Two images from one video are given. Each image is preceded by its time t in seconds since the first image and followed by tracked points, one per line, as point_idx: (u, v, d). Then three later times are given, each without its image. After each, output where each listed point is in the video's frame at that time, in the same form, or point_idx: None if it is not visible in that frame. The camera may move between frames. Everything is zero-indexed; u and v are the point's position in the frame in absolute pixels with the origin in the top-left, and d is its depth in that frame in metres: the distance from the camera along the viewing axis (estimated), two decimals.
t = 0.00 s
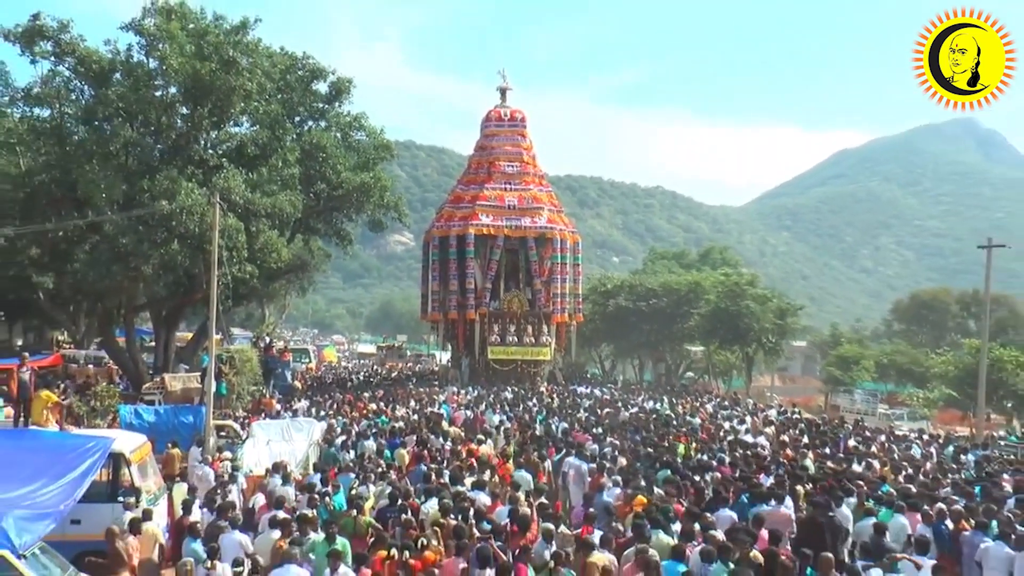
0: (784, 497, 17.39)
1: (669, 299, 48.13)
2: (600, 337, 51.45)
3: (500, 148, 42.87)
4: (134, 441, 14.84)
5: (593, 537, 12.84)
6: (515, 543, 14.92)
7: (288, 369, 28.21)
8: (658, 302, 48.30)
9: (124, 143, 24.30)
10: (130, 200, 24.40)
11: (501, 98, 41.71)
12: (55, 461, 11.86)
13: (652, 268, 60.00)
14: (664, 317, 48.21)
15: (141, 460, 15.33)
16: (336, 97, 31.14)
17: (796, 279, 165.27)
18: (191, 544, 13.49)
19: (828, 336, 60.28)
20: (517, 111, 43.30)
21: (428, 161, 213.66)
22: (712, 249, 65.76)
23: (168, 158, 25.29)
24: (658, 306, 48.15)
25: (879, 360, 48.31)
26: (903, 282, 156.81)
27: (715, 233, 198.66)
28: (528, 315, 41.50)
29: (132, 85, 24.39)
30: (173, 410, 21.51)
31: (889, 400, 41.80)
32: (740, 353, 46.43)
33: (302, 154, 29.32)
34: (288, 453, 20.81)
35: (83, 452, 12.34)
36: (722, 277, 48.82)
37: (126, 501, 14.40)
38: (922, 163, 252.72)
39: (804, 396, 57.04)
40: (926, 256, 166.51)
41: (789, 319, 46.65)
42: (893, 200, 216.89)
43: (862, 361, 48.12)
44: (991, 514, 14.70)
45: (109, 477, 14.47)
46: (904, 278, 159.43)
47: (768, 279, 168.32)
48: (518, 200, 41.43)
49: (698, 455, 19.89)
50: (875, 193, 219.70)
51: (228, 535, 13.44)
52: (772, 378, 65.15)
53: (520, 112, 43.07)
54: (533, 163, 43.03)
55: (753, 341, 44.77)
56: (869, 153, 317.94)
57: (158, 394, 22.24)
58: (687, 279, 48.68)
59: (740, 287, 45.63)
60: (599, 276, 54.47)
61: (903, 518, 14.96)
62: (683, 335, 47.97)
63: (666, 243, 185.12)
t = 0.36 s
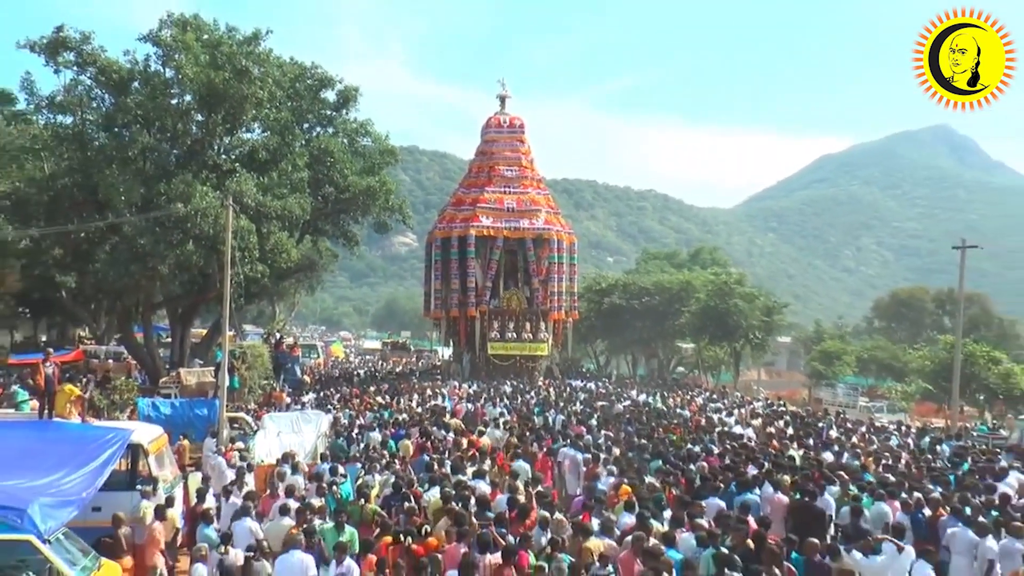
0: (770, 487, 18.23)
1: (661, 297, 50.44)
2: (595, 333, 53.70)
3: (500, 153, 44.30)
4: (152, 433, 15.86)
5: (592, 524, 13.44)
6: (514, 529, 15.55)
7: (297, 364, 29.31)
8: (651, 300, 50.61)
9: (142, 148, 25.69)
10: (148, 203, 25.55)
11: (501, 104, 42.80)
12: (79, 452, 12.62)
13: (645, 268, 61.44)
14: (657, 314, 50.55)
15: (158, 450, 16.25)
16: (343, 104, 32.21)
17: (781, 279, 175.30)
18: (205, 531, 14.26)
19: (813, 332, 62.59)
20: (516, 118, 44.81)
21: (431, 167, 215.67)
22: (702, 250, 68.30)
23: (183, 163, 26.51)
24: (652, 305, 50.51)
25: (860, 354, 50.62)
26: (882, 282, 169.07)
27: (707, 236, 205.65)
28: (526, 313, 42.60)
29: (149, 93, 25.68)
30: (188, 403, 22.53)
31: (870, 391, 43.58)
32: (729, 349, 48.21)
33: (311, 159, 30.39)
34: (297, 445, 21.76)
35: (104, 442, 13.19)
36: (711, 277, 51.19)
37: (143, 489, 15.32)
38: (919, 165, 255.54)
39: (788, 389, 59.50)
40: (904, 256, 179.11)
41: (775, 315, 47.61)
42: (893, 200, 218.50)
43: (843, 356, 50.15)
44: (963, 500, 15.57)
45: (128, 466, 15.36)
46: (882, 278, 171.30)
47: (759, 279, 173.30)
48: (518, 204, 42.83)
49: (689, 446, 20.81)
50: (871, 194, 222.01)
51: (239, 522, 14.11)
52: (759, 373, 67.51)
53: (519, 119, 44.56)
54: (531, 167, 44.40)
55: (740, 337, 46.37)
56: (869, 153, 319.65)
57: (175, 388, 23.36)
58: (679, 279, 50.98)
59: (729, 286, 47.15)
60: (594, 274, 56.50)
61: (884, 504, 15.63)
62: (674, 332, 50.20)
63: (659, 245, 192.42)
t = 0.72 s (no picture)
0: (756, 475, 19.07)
1: (653, 293, 51.60)
2: (590, 329, 54.92)
3: (499, 154, 45.23)
4: (164, 424, 16.28)
5: (586, 509, 13.95)
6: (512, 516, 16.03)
7: (304, 357, 30.37)
8: (643, 295, 51.93)
9: (154, 149, 26.85)
10: (160, 202, 26.59)
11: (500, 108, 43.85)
12: (95, 441, 12.72)
13: (637, 265, 62.83)
14: (649, 309, 51.68)
15: (170, 440, 16.68)
16: (348, 108, 33.08)
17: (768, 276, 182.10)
18: (214, 516, 14.72)
19: (798, 327, 65.24)
20: (514, 120, 45.86)
21: (431, 167, 217.53)
22: (693, 249, 72.23)
23: (194, 163, 27.51)
24: (644, 299, 51.77)
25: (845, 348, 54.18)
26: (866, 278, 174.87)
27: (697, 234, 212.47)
28: (524, 308, 43.58)
29: (161, 96, 26.93)
30: (198, 394, 23.38)
31: (853, 384, 45.90)
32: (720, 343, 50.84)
33: (316, 159, 31.29)
34: (303, 434, 22.69)
35: (119, 432, 13.38)
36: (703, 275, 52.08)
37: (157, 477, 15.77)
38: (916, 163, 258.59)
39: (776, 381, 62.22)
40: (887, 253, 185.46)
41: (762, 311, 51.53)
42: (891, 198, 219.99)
43: (829, 350, 53.33)
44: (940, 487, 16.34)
45: (141, 455, 15.85)
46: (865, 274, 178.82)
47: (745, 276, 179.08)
48: (516, 203, 43.85)
49: (681, 435, 21.61)
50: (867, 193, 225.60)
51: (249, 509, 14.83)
52: (747, 365, 70.42)
53: (517, 121, 45.63)
54: (528, 167, 45.27)
55: (730, 332, 48.71)
56: (868, 151, 321.05)
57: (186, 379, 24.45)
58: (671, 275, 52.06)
59: (719, 281, 49.55)
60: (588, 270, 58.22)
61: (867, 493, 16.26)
62: (666, 326, 51.64)
63: (650, 242, 199.16)
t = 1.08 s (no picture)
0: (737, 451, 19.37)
1: (632, 275, 54.40)
2: (571, 309, 58.22)
3: (484, 142, 49.63)
4: (164, 401, 16.58)
5: (568, 482, 14.03)
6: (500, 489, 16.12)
7: (297, 337, 31.51)
8: (623, 277, 54.76)
9: (153, 136, 27.75)
10: (159, 186, 27.50)
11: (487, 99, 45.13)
12: (98, 417, 13.32)
13: (617, 248, 64.59)
14: (627, 290, 54.61)
15: (169, 416, 17.05)
16: (339, 96, 33.91)
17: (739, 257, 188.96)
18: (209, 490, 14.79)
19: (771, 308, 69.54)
20: (499, 109, 50.09)
21: (422, 154, 218.98)
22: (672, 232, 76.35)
23: (191, 150, 28.49)
24: (623, 281, 54.59)
25: (814, 329, 59.98)
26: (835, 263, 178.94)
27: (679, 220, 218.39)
28: (509, 289, 48.05)
29: (159, 85, 27.80)
30: (196, 371, 24.23)
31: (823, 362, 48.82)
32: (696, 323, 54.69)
33: (309, 146, 32.19)
34: (296, 410, 23.43)
35: (120, 409, 13.83)
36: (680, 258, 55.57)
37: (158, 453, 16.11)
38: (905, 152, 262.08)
39: (749, 358, 65.89)
40: (857, 238, 197.95)
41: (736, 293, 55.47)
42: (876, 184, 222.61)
43: (800, 330, 59.25)
44: (903, 460, 17.08)
45: (142, 431, 16.20)
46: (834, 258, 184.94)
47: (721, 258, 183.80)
48: (500, 188, 48.13)
49: (661, 411, 22.40)
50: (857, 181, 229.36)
51: (247, 482, 14.87)
52: (722, 344, 74.02)
53: (502, 110, 49.90)
54: (513, 155, 49.72)
55: (706, 313, 53.10)
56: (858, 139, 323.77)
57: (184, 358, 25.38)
58: (650, 259, 55.08)
59: (695, 265, 53.45)
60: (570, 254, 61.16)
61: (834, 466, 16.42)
62: (645, 307, 54.59)
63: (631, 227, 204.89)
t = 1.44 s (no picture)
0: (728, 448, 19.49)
1: (622, 274, 55.18)
2: (562, 308, 58.95)
3: (476, 142, 50.14)
4: (160, 397, 16.72)
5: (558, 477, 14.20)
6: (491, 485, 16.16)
7: (292, 335, 31.96)
8: (613, 276, 55.30)
9: (150, 136, 28.31)
10: (156, 185, 28.03)
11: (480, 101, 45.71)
12: (96, 413, 13.69)
13: (608, 246, 65.36)
14: (618, 289, 55.33)
15: (165, 412, 17.26)
16: (334, 97, 34.26)
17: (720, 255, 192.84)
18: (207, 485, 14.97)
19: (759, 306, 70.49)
20: (490, 110, 50.61)
21: (415, 154, 219.94)
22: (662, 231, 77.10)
23: (187, 150, 29.06)
24: (613, 280, 55.35)
25: (801, 326, 60.93)
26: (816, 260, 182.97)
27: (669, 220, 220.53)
28: (500, 287, 48.32)
29: (156, 86, 28.25)
30: (192, 368, 24.57)
31: (809, 359, 49.45)
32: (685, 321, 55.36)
33: (304, 147, 32.61)
34: (291, 408, 23.67)
35: (118, 405, 14.20)
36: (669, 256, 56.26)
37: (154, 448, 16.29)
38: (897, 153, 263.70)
39: (737, 356, 66.68)
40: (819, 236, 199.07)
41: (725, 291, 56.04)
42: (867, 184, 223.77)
43: (787, 327, 60.26)
44: (886, 453, 17.39)
45: (138, 427, 16.34)
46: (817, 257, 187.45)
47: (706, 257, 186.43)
48: (492, 187, 48.74)
49: (649, 406, 22.77)
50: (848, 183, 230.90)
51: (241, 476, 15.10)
52: (711, 341, 75.05)
53: (494, 111, 50.41)
54: (504, 155, 50.15)
55: (694, 309, 53.32)
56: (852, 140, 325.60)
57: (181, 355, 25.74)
58: (640, 258, 55.80)
59: (683, 262, 53.96)
60: (562, 254, 61.91)
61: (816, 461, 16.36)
62: (634, 305, 55.34)
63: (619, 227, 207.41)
